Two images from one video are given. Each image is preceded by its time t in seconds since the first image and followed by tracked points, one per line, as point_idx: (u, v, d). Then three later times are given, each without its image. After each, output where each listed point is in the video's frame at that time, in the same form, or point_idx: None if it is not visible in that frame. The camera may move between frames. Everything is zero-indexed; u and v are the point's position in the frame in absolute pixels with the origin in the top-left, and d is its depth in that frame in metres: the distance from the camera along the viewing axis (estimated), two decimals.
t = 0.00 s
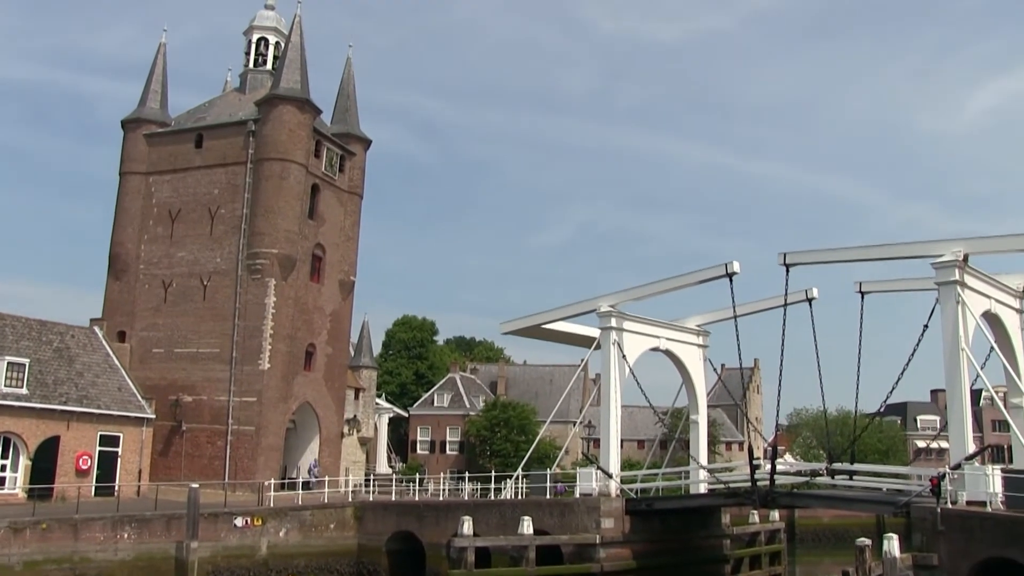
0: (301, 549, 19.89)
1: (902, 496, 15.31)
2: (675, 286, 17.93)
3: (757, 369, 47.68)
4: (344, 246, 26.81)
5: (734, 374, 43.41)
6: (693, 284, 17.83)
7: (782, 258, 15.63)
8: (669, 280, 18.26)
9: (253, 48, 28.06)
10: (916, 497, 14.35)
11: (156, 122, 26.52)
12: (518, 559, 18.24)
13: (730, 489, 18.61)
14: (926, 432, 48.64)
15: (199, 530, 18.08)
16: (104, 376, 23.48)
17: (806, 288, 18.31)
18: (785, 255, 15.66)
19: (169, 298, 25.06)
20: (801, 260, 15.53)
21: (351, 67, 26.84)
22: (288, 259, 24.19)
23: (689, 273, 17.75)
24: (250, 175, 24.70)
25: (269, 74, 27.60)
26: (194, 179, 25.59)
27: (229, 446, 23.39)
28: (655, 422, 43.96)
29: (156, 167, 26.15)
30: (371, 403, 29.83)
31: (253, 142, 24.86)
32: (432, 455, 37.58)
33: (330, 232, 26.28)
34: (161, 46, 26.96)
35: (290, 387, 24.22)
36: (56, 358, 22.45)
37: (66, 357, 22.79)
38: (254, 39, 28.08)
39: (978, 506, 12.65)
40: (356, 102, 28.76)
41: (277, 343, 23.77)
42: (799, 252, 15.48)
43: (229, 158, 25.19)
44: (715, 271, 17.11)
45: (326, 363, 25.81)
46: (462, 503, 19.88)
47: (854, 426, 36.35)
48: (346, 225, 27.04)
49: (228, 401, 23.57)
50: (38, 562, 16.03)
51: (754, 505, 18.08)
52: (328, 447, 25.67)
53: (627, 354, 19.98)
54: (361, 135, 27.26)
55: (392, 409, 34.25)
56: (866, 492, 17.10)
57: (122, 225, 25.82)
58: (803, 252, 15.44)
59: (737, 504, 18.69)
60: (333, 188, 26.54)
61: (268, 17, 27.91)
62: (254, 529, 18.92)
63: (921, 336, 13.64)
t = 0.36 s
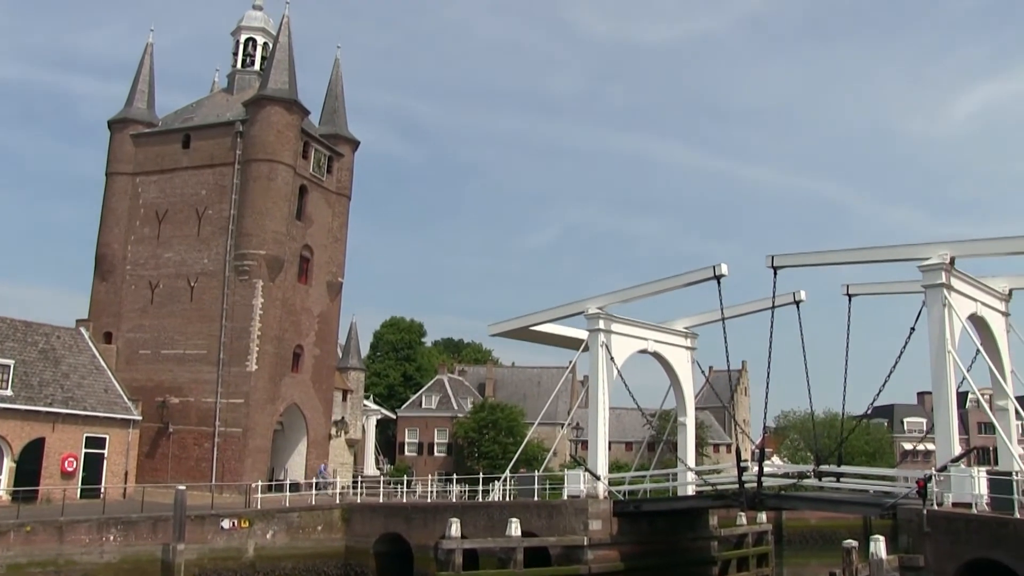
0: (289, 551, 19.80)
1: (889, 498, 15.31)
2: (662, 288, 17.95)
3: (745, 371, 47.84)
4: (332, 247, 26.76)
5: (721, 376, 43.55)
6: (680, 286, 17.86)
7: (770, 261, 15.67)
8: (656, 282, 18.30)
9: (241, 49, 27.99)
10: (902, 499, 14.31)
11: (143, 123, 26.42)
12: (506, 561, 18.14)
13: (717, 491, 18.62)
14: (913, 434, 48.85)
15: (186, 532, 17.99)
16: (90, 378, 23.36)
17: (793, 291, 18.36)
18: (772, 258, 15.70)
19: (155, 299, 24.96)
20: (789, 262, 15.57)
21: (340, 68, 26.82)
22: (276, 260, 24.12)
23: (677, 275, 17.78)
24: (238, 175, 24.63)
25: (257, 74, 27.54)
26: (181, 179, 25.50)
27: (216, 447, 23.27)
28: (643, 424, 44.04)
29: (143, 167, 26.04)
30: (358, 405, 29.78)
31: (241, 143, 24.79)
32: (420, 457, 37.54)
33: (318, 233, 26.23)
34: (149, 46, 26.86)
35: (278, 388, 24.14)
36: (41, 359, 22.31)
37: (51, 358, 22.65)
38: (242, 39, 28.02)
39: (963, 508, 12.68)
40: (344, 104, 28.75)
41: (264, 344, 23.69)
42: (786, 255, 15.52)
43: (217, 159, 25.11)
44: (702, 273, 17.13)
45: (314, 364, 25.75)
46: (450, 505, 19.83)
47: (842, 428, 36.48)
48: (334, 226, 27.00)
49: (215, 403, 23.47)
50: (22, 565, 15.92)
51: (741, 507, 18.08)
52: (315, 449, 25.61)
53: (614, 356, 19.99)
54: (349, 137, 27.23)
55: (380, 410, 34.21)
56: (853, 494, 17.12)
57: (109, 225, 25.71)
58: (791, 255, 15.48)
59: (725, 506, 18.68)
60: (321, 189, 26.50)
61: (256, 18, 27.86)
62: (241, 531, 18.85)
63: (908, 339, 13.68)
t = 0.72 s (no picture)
0: (276, 553, 19.72)
1: (876, 500, 15.34)
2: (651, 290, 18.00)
3: (733, 373, 48.01)
4: (320, 249, 26.72)
5: (709, 378, 43.69)
6: (669, 288, 17.91)
7: (758, 263, 15.74)
8: (645, 284, 18.35)
9: (229, 49, 27.91)
10: (889, 501, 14.33)
11: (131, 123, 26.30)
12: (494, 563, 18.15)
13: (705, 493, 18.66)
14: (900, 436, 49.11)
15: (173, 534, 17.89)
16: (76, 379, 23.20)
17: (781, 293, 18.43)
18: (760, 260, 15.77)
19: (143, 300, 24.84)
20: (776, 264, 15.64)
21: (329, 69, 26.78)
22: (264, 261, 24.06)
23: (665, 277, 17.83)
24: (226, 176, 24.55)
25: (245, 75, 27.46)
26: (169, 180, 25.40)
27: (203, 449, 23.16)
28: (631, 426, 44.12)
29: (130, 168, 25.92)
30: (346, 407, 29.72)
31: (229, 143, 24.71)
32: (408, 458, 37.50)
33: (307, 234, 26.18)
34: (137, 46, 26.75)
35: (265, 390, 24.06)
36: (27, 361, 22.13)
37: (36, 360, 22.46)
38: (231, 39, 27.94)
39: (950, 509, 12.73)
40: (333, 105, 28.71)
41: (252, 345, 23.62)
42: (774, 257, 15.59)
43: (205, 159, 25.02)
44: (691, 275, 17.18)
45: (302, 366, 25.69)
46: (438, 506, 19.80)
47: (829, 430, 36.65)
48: (323, 227, 26.95)
49: (202, 404, 23.36)
50: (5, 568, 15.78)
51: (729, 508, 18.11)
52: (304, 451, 25.54)
53: (603, 358, 20.03)
54: (338, 138, 27.19)
55: (368, 412, 34.14)
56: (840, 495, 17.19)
57: (96, 226, 25.57)
58: (779, 257, 15.55)
59: (713, 508, 18.68)
60: (310, 191, 26.45)
61: (245, 18, 27.79)
62: (228, 533, 18.79)
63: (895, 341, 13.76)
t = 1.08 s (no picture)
0: (264, 555, 19.62)
1: (864, 501, 15.39)
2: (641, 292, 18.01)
3: (723, 374, 48.13)
4: (310, 249, 26.65)
5: (699, 380, 43.80)
6: (659, 290, 17.93)
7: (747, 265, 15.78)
8: (634, 285, 18.38)
9: (218, 49, 27.82)
10: (877, 502, 14.36)
11: (119, 123, 26.17)
12: (483, 565, 18.11)
13: (694, 494, 18.67)
14: (888, 437, 49.31)
15: (160, 537, 17.77)
16: (63, 380, 23.05)
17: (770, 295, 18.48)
18: (750, 262, 15.81)
19: (130, 300, 24.70)
20: (765, 267, 15.68)
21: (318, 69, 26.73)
22: (253, 262, 23.97)
23: (654, 279, 17.85)
24: (215, 176, 24.45)
25: (235, 75, 27.37)
26: (158, 180, 25.28)
27: (191, 451, 23.04)
28: (620, 427, 44.19)
29: (119, 168, 25.80)
30: (335, 408, 29.66)
31: (218, 144, 24.63)
32: (397, 460, 37.43)
33: (296, 235, 26.10)
34: (125, 45, 26.62)
35: (254, 391, 23.97)
36: (13, 361, 21.96)
37: (23, 361, 22.30)
38: (220, 39, 27.85)
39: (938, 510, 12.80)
40: (323, 105, 28.66)
41: (241, 346, 23.54)
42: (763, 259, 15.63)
43: (194, 160, 24.92)
44: (681, 277, 17.20)
45: (291, 367, 25.61)
46: (427, 508, 19.76)
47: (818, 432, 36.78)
48: (312, 228, 26.89)
49: (190, 405, 23.25)
50: None
51: (718, 510, 18.13)
52: (292, 453, 25.46)
53: (592, 360, 20.04)
54: (328, 138, 27.13)
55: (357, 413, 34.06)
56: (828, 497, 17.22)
57: (83, 226, 25.43)
58: (768, 259, 15.60)
59: (702, 510, 18.67)
60: (299, 191, 26.38)
61: (235, 18, 27.71)
62: (216, 535, 18.69)
63: (884, 343, 13.81)
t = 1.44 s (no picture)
0: (253, 557, 19.53)
1: (853, 502, 15.42)
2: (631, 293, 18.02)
3: (713, 376, 48.24)
4: (300, 250, 26.59)
5: (689, 381, 43.89)
6: (649, 292, 17.94)
7: (737, 267, 15.80)
8: (624, 287, 18.37)
9: (209, 49, 27.73)
10: (866, 503, 14.38)
11: (108, 122, 26.04)
12: (473, 566, 18.08)
13: (684, 496, 18.67)
14: (877, 439, 49.49)
15: (148, 539, 17.69)
16: (50, 381, 22.90)
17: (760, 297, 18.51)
18: (740, 264, 15.83)
19: (119, 301, 24.58)
20: (755, 268, 15.71)
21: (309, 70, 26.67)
22: (242, 263, 23.89)
23: (645, 280, 17.86)
24: (204, 177, 24.36)
25: (225, 75, 27.28)
26: (147, 180, 25.17)
27: (180, 452, 22.92)
28: (610, 429, 44.24)
29: (108, 168, 25.67)
30: (325, 409, 29.59)
31: (208, 144, 24.54)
32: (387, 461, 37.37)
33: (286, 236, 26.03)
34: (115, 45, 26.50)
35: (243, 392, 23.87)
36: None
37: (10, 362, 22.14)
38: (211, 39, 27.77)
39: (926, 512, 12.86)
40: (314, 106, 28.61)
41: (230, 347, 23.46)
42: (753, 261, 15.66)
43: (184, 160, 24.82)
44: (671, 279, 17.22)
45: (280, 368, 25.52)
46: (417, 510, 19.71)
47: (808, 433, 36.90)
48: (302, 229, 26.82)
49: (179, 407, 23.14)
50: None
51: (707, 512, 18.12)
52: (282, 454, 25.39)
53: (583, 362, 20.03)
54: (318, 139, 27.07)
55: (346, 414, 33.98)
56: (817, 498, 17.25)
57: (72, 226, 25.28)
58: (758, 261, 15.62)
59: (692, 511, 18.68)
60: (289, 192, 26.32)
61: (225, 18, 27.62)
62: (204, 538, 18.59)
63: (873, 344, 13.84)
